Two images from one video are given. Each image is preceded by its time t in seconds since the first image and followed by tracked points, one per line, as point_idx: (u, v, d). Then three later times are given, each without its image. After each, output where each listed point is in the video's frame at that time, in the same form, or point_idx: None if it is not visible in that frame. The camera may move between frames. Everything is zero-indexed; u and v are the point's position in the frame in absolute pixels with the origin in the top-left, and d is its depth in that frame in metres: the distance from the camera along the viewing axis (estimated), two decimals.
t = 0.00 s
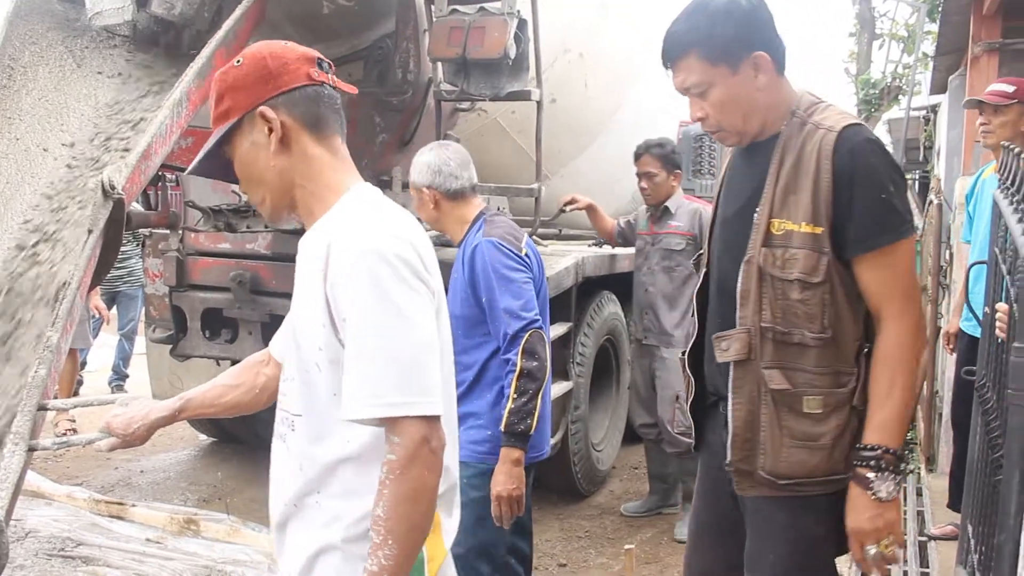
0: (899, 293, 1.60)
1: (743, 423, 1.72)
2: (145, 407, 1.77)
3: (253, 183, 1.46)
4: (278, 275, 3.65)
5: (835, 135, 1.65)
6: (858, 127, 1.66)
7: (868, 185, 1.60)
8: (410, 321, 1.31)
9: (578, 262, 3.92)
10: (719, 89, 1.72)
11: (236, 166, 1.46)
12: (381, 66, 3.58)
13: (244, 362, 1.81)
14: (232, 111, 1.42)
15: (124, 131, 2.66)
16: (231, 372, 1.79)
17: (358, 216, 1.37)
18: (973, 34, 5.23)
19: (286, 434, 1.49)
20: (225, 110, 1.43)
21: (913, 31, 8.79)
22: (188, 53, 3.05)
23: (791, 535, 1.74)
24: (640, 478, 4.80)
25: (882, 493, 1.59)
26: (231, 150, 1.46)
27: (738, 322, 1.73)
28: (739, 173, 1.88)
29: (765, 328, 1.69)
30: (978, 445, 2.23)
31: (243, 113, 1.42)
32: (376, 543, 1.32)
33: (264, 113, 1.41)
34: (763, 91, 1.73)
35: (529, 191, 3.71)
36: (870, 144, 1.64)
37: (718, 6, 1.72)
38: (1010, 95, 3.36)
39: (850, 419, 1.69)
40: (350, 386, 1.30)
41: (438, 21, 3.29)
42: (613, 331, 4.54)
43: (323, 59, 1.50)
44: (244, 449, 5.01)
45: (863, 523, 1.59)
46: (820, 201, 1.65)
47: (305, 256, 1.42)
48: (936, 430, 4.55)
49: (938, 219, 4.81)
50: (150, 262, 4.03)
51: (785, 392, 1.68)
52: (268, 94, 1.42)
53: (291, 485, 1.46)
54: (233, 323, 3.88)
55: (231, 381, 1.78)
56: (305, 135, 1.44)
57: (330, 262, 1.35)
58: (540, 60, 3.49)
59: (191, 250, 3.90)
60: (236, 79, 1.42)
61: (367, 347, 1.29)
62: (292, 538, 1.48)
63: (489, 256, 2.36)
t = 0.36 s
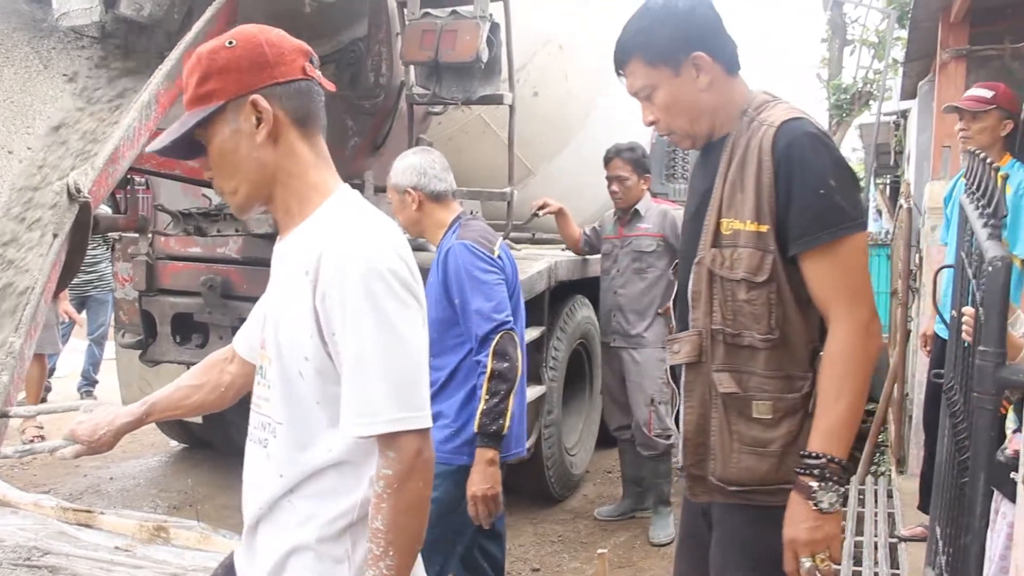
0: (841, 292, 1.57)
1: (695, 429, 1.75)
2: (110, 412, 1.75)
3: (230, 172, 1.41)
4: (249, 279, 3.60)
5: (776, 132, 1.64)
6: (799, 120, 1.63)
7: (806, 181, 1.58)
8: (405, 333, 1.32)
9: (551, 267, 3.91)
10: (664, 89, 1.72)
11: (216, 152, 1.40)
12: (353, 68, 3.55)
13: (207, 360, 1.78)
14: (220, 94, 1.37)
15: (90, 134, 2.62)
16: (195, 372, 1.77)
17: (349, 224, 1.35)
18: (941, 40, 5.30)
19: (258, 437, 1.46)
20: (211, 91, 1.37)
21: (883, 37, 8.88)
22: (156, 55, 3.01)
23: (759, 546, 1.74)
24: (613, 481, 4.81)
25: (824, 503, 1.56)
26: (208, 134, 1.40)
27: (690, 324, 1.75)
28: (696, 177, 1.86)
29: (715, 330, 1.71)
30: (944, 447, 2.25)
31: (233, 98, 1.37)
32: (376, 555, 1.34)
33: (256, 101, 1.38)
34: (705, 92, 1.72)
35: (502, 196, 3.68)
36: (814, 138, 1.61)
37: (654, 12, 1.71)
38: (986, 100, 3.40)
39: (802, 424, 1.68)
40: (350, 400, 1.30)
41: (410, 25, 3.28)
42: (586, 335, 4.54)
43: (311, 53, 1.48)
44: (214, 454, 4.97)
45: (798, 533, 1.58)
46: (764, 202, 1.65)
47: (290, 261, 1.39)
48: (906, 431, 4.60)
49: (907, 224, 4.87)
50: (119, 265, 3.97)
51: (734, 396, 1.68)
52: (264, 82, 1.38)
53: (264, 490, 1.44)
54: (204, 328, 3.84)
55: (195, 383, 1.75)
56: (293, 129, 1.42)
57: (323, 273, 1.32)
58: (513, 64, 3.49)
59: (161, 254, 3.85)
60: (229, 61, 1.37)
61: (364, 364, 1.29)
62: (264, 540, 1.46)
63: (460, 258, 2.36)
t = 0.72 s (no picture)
0: (797, 295, 1.58)
1: (654, 424, 1.78)
2: (80, 420, 1.73)
3: (194, 168, 1.40)
4: (222, 283, 3.59)
5: (732, 135, 1.65)
6: (757, 122, 1.64)
7: (762, 183, 1.59)
8: (370, 344, 1.32)
9: (528, 270, 3.92)
10: (652, 72, 1.74)
11: (182, 146, 1.39)
12: (330, 72, 3.54)
13: (181, 366, 1.78)
14: (192, 91, 1.36)
15: (60, 135, 2.60)
16: (170, 377, 1.76)
17: (316, 233, 1.35)
18: (914, 47, 5.36)
19: (219, 440, 1.45)
20: (182, 87, 1.36)
21: (859, 43, 8.97)
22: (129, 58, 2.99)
23: (730, 549, 1.75)
24: (591, 485, 4.82)
25: (779, 507, 1.58)
26: (175, 128, 1.38)
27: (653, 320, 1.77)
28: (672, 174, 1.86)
29: (674, 328, 1.72)
30: (919, 449, 2.27)
31: (207, 97, 1.36)
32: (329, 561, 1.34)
33: (230, 103, 1.37)
34: (691, 83, 1.76)
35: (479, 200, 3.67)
36: (770, 140, 1.62)
37: None
38: (952, 107, 3.45)
39: (757, 423, 1.68)
40: (315, 409, 1.30)
41: (386, 29, 3.28)
42: (564, 339, 4.55)
43: (286, 57, 1.48)
44: (190, 460, 4.93)
45: (760, 535, 1.60)
46: (721, 202, 1.66)
47: (255, 267, 1.38)
48: (882, 433, 4.63)
49: (881, 228, 4.92)
50: (92, 270, 3.92)
51: (688, 394, 1.70)
52: (240, 84, 1.38)
53: (225, 492, 1.43)
54: (180, 332, 3.82)
55: (170, 389, 1.75)
56: (263, 134, 1.41)
57: (289, 282, 1.32)
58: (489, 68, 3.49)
59: (137, 258, 3.82)
60: (205, 59, 1.35)
61: (330, 374, 1.29)
62: (223, 543, 1.45)
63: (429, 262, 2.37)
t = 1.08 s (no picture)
0: (828, 309, 1.57)
1: (686, 426, 1.79)
2: (114, 425, 1.76)
3: (244, 180, 1.40)
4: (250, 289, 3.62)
5: (775, 142, 1.64)
6: (798, 132, 1.63)
7: (801, 191, 1.58)
8: (409, 363, 1.35)
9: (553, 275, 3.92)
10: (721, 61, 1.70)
11: (230, 159, 1.39)
12: (353, 78, 3.55)
13: (210, 374, 1.78)
14: (242, 103, 1.36)
15: (88, 146, 2.64)
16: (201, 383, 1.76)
17: (360, 250, 1.37)
18: (940, 48, 5.31)
19: (246, 445, 1.45)
20: (231, 98, 1.36)
21: (884, 45, 8.89)
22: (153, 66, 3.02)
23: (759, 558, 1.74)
24: (618, 491, 4.81)
25: (796, 516, 1.56)
26: (223, 141, 1.38)
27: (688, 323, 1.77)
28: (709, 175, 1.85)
29: (707, 332, 1.72)
30: (951, 458, 2.24)
31: (258, 109, 1.37)
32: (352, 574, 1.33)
33: (283, 115, 1.39)
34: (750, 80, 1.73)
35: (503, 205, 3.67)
36: (812, 151, 1.61)
37: None
38: (983, 109, 3.41)
39: (785, 431, 1.67)
40: (357, 424, 1.32)
41: (409, 35, 3.30)
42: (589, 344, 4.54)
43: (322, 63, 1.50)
44: (218, 464, 4.96)
45: (771, 542, 1.59)
46: (758, 209, 1.65)
47: (296, 277, 1.39)
48: (911, 440, 4.58)
49: (909, 231, 4.88)
50: (121, 276, 3.98)
51: (718, 398, 1.69)
52: (291, 94, 1.39)
53: (252, 497, 1.43)
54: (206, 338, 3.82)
55: (201, 396, 1.75)
56: (311, 143, 1.43)
57: (335, 297, 1.34)
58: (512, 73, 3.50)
59: (164, 264, 3.87)
60: (256, 70, 1.36)
61: (374, 390, 1.32)
62: (244, 547, 1.45)
63: (452, 268, 2.37)
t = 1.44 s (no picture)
0: (952, 320, 1.54)
1: (791, 434, 1.76)
2: (214, 424, 1.83)
3: (359, 193, 1.43)
4: (338, 293, 3.70)
5: (899, 149, 1.61)
6: (921, 140, 1.61)
7: (927, 205, 1.55)
8: (527, 365, 1.37)
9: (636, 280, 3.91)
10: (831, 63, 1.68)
11: (342, 173, 1.42)
12: (437, 85, 3.61)
13: (304, 376, 1.83)
14: (355, 116, 1.40)
15: (184, 157, 2.74)
16: (296, 386, 1.82)
17: (473, 257, 1.40)
18: None
19: (364, 450, 1.50)
20: (345, 112, 1.40)
21: (971, 42, 8.62)
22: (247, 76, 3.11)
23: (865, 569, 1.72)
24: (699, 497, 4.76)
25: (941, 535, 1.54)
26: (336, 157, 1.42)
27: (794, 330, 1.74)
28: (813, 183, 1.84)
29: (817, 340, 1.69)
30: None
31: (371, 120, 1.42)
32: None
33: (395, 124, 1.44)
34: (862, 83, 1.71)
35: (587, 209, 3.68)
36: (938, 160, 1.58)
37: None
38: None
39: (902, 441, 1.65)
40: (478, 428, 1.34)
41: (493, 41, 3.34)
42: (671, 349, 4.51)
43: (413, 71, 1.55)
44: (300, 464, 5.07)
45: (915, 561, 1.57)
46: (878, 216, 1.62)
47: (409, 285, 1.43)
48: (1007, 451, 4.44)
49: (1002, 235, 4.73)
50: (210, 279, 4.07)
51: (832, 408, 1.67)
52: (398, 103, 1.44)
53: (371, 500, 1.47)
54: (292, 340, 3.92)
55: (296, 397, 1.81)
56: (418, 150, 1.48)
57: (451, 304, 1.37)
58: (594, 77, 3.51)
59: (252, 269, 3.99)
60: (368, 81, 1.40)
61: (495, 394, 1.34)
62: (363, 548, 1.50)
63: (540, 273, 2.39)
